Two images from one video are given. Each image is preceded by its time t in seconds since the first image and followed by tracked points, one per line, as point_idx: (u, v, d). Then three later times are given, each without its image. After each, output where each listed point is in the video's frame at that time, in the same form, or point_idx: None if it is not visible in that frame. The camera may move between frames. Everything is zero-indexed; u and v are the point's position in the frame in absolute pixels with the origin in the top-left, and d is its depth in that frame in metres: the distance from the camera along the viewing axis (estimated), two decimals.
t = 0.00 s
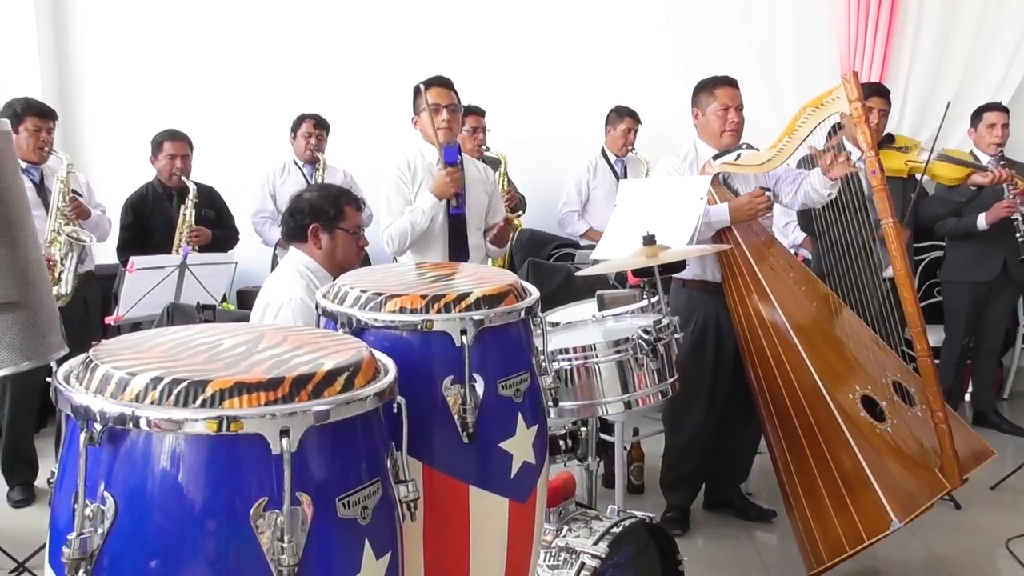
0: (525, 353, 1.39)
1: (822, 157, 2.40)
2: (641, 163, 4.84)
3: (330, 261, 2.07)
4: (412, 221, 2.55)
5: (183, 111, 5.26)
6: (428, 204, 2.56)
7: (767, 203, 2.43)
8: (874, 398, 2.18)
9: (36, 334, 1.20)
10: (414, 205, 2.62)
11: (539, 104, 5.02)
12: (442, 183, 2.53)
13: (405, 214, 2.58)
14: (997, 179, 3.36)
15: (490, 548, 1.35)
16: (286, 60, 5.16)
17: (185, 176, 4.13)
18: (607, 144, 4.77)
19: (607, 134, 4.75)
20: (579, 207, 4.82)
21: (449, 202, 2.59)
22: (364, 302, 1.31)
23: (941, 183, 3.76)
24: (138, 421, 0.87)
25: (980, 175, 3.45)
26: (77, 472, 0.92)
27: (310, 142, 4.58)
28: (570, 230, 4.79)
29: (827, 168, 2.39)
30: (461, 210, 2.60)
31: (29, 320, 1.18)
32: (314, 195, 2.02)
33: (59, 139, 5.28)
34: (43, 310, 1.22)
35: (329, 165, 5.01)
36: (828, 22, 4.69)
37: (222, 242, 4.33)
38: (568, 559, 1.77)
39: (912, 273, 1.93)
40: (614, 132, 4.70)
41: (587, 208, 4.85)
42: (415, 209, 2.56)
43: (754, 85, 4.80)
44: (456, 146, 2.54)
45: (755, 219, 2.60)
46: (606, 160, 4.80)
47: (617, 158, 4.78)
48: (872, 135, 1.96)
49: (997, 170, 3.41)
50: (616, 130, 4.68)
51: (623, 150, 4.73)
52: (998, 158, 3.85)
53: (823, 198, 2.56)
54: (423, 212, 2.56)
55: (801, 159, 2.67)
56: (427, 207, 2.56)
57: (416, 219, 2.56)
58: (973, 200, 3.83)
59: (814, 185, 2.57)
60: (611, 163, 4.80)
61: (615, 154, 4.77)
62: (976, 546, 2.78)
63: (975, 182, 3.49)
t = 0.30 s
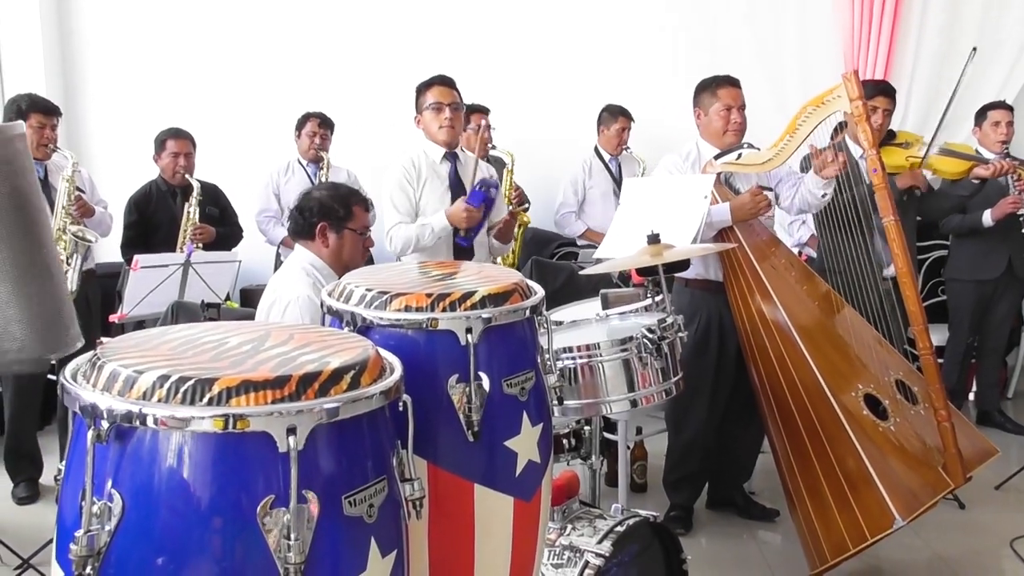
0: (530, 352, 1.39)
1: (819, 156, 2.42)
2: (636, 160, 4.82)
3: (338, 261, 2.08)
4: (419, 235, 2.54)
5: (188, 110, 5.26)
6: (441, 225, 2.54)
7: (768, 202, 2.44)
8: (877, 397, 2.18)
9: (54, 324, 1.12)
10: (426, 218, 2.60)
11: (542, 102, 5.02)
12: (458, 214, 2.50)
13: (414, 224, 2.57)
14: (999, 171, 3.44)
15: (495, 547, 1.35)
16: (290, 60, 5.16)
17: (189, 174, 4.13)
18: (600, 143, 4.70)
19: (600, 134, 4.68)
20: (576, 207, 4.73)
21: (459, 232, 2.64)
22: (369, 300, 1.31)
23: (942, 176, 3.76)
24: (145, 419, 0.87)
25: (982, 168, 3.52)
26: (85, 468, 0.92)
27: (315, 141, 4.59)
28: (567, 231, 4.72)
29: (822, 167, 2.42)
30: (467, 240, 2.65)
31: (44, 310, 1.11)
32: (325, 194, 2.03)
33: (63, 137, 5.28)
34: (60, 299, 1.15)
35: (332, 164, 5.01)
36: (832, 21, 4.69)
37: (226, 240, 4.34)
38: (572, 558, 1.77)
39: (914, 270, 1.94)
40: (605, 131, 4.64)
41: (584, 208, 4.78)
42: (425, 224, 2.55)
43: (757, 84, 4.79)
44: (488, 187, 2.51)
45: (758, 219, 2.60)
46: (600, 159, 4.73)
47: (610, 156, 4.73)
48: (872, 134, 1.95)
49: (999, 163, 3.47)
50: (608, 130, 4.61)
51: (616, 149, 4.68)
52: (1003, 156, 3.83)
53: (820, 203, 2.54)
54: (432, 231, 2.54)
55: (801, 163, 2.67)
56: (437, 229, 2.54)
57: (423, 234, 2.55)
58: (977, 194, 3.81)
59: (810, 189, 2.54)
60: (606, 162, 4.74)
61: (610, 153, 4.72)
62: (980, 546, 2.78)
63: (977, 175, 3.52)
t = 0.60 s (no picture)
0: (538, 350, 1.38)
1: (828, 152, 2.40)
2: (635, 158, 4.78)
3: (343, 256, 2.07)
4: (425, 242, 2.59)
5: (193, 108, 5.28)
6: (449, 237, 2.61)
7: (776, 200, 2.44)
8: (884, 395, 2.17)
9: (61, 333, 1.23)
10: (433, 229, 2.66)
11: (548, 101, 5.01)
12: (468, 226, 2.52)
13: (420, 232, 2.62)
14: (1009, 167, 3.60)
15: (503, 546, 1.35)
16: (296, 58, 5.17)
17: (195, 172, 4.13)
18: (600, 142, 4.67)
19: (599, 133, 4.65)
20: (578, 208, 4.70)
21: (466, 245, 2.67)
22: (378, 298, 1.31)
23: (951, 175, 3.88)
24: (156, 416, 0.87)
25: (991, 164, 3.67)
26: (96, 466, 0.93)
27: (320, 140, 4.59)
28: (571, 233, 4.68)
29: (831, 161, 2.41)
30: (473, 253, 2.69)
31: (49, 318, 1.21)
32: (323, 191, 2.02)
33: (70, 135, 5.30)
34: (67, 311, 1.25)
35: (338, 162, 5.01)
36: (839, 19, 4.67)
37: (232, 239, 4.34)
38: (579, 556, 1.77)
39: (920, 268, 1.93)
40: (606, 130, 4.60)
41: (586, 209, 4.76)
42: (432, 233, 2.61)
43: (764, 82, 4.78)
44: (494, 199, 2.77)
45: (764, 217, 2.59)
46: (601, 158, 4.69)
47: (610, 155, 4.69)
48: (880, 131, 1.95)
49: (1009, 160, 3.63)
50: (608, 128, 4.58)
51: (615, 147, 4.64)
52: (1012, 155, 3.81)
53: (828, 193, 2.54)
54: (439, 240, 2.60)
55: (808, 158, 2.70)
56: (444, 238, 2.60)
57: (430, 242, 2.60)
58: (985, 192, 3.79)
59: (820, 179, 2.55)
60: (606, 161, 4.70)
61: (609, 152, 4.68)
62: (987, 545, 2.77)
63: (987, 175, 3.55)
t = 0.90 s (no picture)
0: (548, 350, 1.38)
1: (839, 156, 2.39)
2: (641, 157, 4.76)
3: (347, 252, 2.07)
4: (428, 216, 2.54)
5: (202, 107, 5.29)
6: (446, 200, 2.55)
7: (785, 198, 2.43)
8: (894, 395, 2.16)
9: (47, 346, 1.72)
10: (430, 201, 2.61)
11: (555, 100, 5.00)
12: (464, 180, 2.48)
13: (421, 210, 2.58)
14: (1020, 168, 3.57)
15: (513, 545, 1.35)
16: (303, 57, 5.18)
17: (204, 171, 4.14)
18: (606, 141, 4.65)
19: (605, 131, 4.63)
20: (584, 207, 4.64)
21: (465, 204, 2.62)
22: (388, 297, 1.31)
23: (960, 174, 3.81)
24: (169, 415, 0.87)
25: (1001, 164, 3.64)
26: (110, 464, 0.93)
27: (328, 139, 4.60)
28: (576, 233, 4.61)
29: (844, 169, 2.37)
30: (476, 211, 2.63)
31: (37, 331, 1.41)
32: (320, 190, 2.02)
33: (78, 134, 5.32)
34: (55, 329, 1.75)
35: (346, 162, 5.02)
36: (848, 17, 4.65)
37: (240, 238, 4.34)
38: (588, 556, 1.77)
39: (931, 268, 1.92)
40: (610, 129, 4.59)
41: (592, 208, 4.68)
42: (430, 206, 2.55)
43: (772, 81, 4.77)
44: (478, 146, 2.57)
45: (772, 216, 2.58)
46: (607, 158, 4.67)
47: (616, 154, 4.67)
48: (889, 130, 1.95)
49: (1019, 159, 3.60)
50: (614, 128, 4.57)
51: (621, 146, 4.63)
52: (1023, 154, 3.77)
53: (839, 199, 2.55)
54: (440, 208, 2.55)
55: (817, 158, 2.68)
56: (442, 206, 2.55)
57: (433, 215, 2.55)
58: (994, 192, 3.77)
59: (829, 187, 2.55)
60: (612, 160, 4.68)
61: (616, 151, 4.66)
62: (997, 546, 2.76)
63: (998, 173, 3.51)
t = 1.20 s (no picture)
0: (560, 349, 1.38)
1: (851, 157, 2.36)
2: (652, 156, 4.74)
3: (354, 249, 2.07)
4: (443, 234, 2.55)
5: (211, 106, 5.31)
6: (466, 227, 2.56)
7: (794, 199, 2.45)
8: (905, 395, 2.15)
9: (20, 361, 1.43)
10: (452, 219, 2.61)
11: (564, 99, 5.00)
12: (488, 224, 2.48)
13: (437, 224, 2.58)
14: None
15: (525, 544, 1.35)
16: (313, 56, 5.19)
17: (214, 170, 4.15)
18: (617, 140, 4.63)
19: (616, 130, 4.62)
20: (594, 206, 4.63)
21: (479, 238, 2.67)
22: (400, 297, 1.31)
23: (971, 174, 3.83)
24: (184, 414, 0.87)
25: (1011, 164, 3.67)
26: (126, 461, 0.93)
27: (337, 138, 4.60)
28: (586, 231, 4.59)
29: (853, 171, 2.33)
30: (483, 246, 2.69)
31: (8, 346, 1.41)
32: (324, 189, 2.03)
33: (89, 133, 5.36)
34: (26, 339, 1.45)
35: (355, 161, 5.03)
36: (860, 16, 4.62)
37: (249, 237, 4.35)
38: (598, 556, 1.76)
39: (943, 267, 1.91)
40: (621, 128, 4.58)
41: (602, 207, 4.67)
42: (449, 224, 2.56)
43: (782, 80, 4.75)
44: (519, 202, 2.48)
45: (783, 215, 2.58)
46: (617, 157, 4.66)
47: (627, 154, 4.66)
48: (900, 129, 1.93)
49: None
50: (625, 126, 4.56)
51: (633, 145, 4.61)
52: None
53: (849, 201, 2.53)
54: (456, 232, 2.55)
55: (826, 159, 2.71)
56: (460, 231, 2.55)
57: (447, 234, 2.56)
58: (1006, 192, 3.72)
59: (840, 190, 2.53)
60: (622, 159, 4.66)
61: (626, 150, 4.65)
62: (1010, 548, 2.75)
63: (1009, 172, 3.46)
